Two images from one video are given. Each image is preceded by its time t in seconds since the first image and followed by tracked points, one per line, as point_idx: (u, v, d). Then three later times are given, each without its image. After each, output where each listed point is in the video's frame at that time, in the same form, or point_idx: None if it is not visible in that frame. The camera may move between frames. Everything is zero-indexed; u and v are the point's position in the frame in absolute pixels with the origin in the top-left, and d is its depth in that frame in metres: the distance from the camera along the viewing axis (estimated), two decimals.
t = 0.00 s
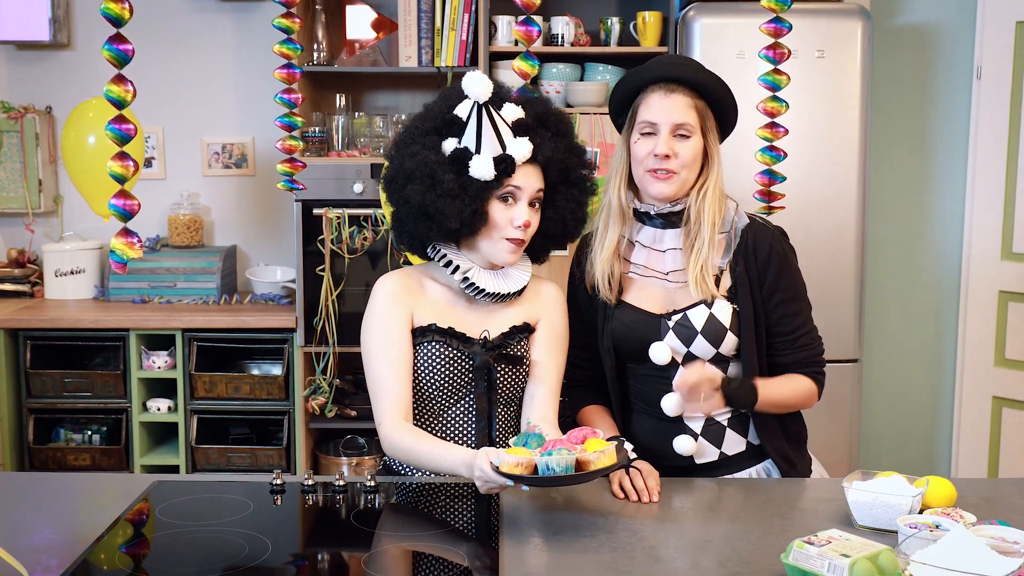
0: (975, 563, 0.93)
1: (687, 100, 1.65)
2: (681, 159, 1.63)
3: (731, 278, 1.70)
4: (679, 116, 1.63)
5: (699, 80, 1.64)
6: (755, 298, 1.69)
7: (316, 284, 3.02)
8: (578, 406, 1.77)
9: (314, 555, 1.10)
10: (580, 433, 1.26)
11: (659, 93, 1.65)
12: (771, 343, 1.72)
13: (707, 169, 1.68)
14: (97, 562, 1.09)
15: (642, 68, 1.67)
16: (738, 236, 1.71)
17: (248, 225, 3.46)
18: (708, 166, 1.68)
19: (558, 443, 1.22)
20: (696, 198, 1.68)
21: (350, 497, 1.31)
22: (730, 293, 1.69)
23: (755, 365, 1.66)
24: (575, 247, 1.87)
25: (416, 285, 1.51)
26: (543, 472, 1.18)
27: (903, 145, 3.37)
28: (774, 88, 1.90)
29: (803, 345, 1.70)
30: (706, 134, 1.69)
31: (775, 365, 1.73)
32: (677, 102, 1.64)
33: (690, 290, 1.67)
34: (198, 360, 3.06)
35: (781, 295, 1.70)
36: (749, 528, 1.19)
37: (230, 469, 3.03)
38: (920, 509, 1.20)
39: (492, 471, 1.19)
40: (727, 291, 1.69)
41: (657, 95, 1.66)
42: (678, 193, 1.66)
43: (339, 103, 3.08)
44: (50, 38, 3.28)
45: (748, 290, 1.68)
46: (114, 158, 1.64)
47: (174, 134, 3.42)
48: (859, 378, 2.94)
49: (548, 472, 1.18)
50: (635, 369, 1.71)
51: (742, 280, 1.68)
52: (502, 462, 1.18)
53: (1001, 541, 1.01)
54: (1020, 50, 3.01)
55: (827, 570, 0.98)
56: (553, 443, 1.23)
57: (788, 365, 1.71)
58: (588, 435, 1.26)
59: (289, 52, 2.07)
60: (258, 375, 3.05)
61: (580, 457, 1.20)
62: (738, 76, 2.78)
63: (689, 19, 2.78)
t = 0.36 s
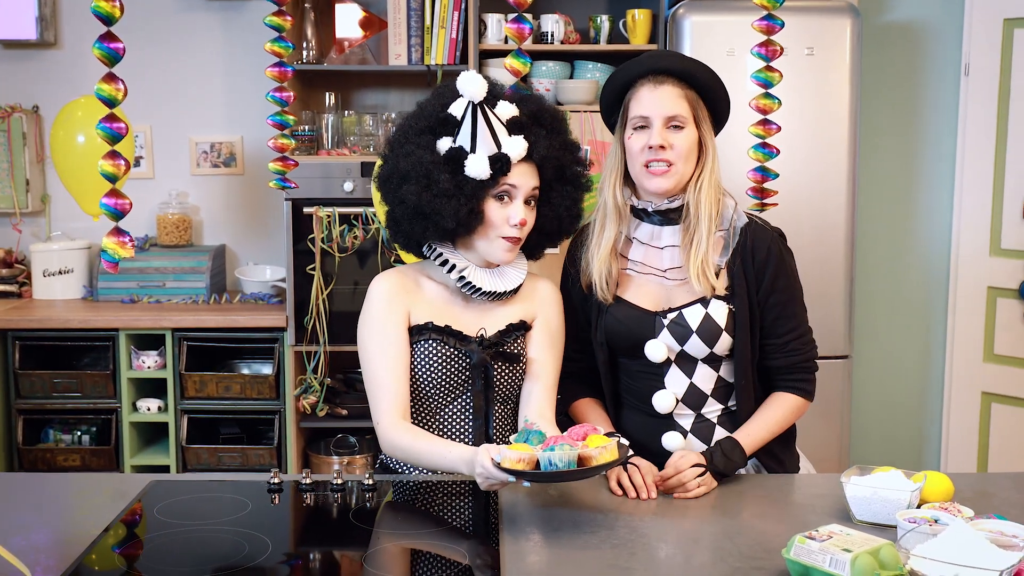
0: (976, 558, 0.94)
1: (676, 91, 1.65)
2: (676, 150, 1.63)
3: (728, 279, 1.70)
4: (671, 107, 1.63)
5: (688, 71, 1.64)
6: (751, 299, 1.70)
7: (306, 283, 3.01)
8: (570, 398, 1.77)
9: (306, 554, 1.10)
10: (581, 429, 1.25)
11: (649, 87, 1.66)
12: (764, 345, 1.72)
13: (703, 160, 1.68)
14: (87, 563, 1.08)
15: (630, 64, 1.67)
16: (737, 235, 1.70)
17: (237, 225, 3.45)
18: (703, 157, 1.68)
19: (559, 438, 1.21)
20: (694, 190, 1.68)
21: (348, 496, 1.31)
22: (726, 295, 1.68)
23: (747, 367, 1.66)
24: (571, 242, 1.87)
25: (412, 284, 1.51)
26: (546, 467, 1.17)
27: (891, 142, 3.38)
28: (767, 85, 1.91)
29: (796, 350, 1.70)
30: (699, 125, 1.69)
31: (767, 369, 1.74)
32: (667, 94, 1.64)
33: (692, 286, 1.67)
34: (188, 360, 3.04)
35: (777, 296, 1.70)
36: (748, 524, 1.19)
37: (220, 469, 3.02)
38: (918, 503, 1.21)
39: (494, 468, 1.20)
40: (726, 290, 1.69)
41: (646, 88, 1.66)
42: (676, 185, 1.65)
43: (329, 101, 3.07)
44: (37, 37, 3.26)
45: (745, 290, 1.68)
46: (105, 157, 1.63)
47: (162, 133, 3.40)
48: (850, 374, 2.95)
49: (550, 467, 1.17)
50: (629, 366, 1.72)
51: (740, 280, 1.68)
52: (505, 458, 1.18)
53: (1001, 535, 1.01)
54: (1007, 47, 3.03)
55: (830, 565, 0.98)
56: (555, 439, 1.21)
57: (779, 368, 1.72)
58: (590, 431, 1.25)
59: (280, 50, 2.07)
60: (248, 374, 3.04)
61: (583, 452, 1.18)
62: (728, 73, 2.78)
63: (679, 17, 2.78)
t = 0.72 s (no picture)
0: (974, 550, 0.96)
1: (672, 90, 1.65)
2: (674, 151, 1.63)
3: (730, 275, 1.70)
4: (667, 107, 1.63)
5: (683, 68, 1.64)
6: (751, 297, 1.71)
7: (297, 281, 3.00)
8: (564, 393, 1.77)
9: (298, 552, 1.10)
10: (566, 456, 1.23)
11: (645, 87, 1.66)
12: (760, 343, 1.73)
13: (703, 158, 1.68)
14: (80, 562, 1.08)
15: (626, 63, 1.68)
16: (739, 234, 1.72)
17: (227, 222, 3.43)
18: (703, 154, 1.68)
19: (546, 466, 1.19)
20: (696, 188, 1.69)
21: (344, 492, 1.31)
22: (727, 292, 1.69)
23: (745, 362, 1.67)
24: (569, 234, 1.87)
25: (401, 285, 1.50)
26: (532, 497, 1.15)
27: (881, 138, 3.39)
28: (759, 81, 1.92)
29: (792, 348, 1.72)
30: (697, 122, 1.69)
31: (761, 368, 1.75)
32: (663, 93, 1.64)
33: (696, 281, 1.68)
34: (179, 358, 3.03)
35: (775, 295, 1.72)
36: (745, 518, 1.20)
37: (212, 467, 3.02)
38: (914, 497, 1.22)
39: (479, 493, 1.17)
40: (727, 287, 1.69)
41: (642, 89, 1.66)
42: (677, 185, 1.67)
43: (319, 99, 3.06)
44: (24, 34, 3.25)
45: (746, 288, 1.70)
46: (97, 155, 1.62)
47: (152, 131, 3.39)
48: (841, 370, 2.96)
49: (536, 498, 1.15)
50: (625, 360, 1.72)
51: (741, 278, 1.69)
52: (490, 485, 1.16)
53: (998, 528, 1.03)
54: (995, 43, 3.05)
55: (829, 558, 0.99)
56: (541, 467, 1.19)
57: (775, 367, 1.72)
58: (576, 457, 1.23)
59: (271, 47, 2.06)
60: (239, 372, 3.03)
61: (569, 482, 1.16)
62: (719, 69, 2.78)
63: (670, 13, 2.79)
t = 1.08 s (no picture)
0: (965, 543, 0.98)
1: (666, 87, 1.65)
2: (668, 148, 1.64)
3: (723, 269, 1.71)
4: (662, 105, 1.64)
5: (678, 65, 1.64)
6: (744, 290, 1.72)
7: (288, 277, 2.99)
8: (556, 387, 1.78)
9: (291, 547, 1.10)
10: (578, 479, 1.20)
11: (640, 83, 1.66)
12: (753, 337, 1.74)
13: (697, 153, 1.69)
14: (72, 558, 1.07)
15: (622, 59, 1.68)
16: (733, 227, 1.72)
17: (217, 218, 3.42)
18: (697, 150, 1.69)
19: (562, 488, 1.16)
20: (689, 183, 1.70)
21: (337, 487, 1.32)
22: (721, 285, 1.70)
23: (738, 355, 1.68)
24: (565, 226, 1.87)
25: (384, 286, 1.49)
26: (550, 518, 1.12)
27: (871, 133, 3.40)
28: (750, 76, 1.92)
29: (786, 342, 1.72)
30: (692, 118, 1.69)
31: (754, 361, 1.76)
32: (658, 90, 1.65)
33: (688, 275, 1.69)
34: (170, 355, 3.03)
35: (767, 289, 1.73)
36: (738, 511, 1.20)
37: (204, 463, 3.01)
38: (907, 490, 1.22)
39: (490, 511, 1.15)
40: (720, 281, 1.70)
41: (637, 85, 1.66)
42: (670, 180, 1.68)
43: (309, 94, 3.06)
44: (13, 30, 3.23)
45: (739, 281, 1.70)
46: (88, 151, 1.62)
47: (141, 127, 3.38)
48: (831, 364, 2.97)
49: (556, 518, 1.12)
50: (619, 353, 1.73)
51: (734, 272, 1.70)
52: (506, 505, 1.13)
53: (992, 520, 1.04)
54: (984, 38, 3.06)
55: (823, 550, 1.00)
56: (558, 489, 1.16)
57: (767, 360, 1.73)
58: (587, 481, 1.19)
59: (262, 42, 2.05)
60: (230, 368, 3.02)
61: (587, 503, 1.12)
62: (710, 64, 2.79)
63: (660, 8, 2.79)
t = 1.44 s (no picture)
0: (965, 541, 0.99)
1: (671, 92, 1.65)
2: (669, 152, 1.64)
3: (721, 262, 1.72)
4: (666, 109, 1.63)
5: (684, 71, 1.64)
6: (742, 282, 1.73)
7: (287, 273, 2.99)
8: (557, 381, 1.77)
9: (290, 544, 1.10)
10: (592, 485, 1.17)
11: (645, 87, 1.66)
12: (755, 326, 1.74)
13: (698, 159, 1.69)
14: (71, 554, 1.07)
15: (627, 59, 1.67)
16: (732, 221, 1.72)
17: (216, 215, 3.42)
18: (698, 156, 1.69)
19: (577, 497, 1.13)
20: (688, 185, 1.70)
21: (337, 483, 1.32)
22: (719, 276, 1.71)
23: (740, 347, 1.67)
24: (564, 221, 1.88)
25: (383, 283, 1.48)
26: (568, 529, 1.09)
27: (871, 131, 3.40)
28: (750, 73, 1.92)
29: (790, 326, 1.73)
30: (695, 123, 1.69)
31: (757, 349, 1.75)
32: (663, 95, 1.64)
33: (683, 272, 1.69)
34: (169, 351, 3.02)
35: (767, 278, 1.72)
36: (738, 509, 1.20)
37: (202, 459, 3.01)
38: (907, 487, 1.23)
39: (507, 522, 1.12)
40: (716, 273, 1.71)
41: (642, 88, 1.66)
42: (667, 183, 1.69)
43: (308, 91, 3.05)
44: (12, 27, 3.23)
45: (736, 272, 1.72)
46: (88, 147, 1.62)
47: (140, 123, 3.37)
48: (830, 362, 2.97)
49: (572, 529, 1.09)
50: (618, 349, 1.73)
51: (732, 265, 1.71)
52: (522, 518, 1.12)
53: (991, 517, 1.04)
54: (984, 36, 3.06)
55: (823, 548, 1.00)
56: (573, 498, 1.13)
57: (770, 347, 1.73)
58: (602, 487, 1.17)
59: (262, 38, 2.05)
60: (229, 365, 3.02)
61: (604, 512, 1.10)
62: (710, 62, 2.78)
63: (660, 6, 2.78)
